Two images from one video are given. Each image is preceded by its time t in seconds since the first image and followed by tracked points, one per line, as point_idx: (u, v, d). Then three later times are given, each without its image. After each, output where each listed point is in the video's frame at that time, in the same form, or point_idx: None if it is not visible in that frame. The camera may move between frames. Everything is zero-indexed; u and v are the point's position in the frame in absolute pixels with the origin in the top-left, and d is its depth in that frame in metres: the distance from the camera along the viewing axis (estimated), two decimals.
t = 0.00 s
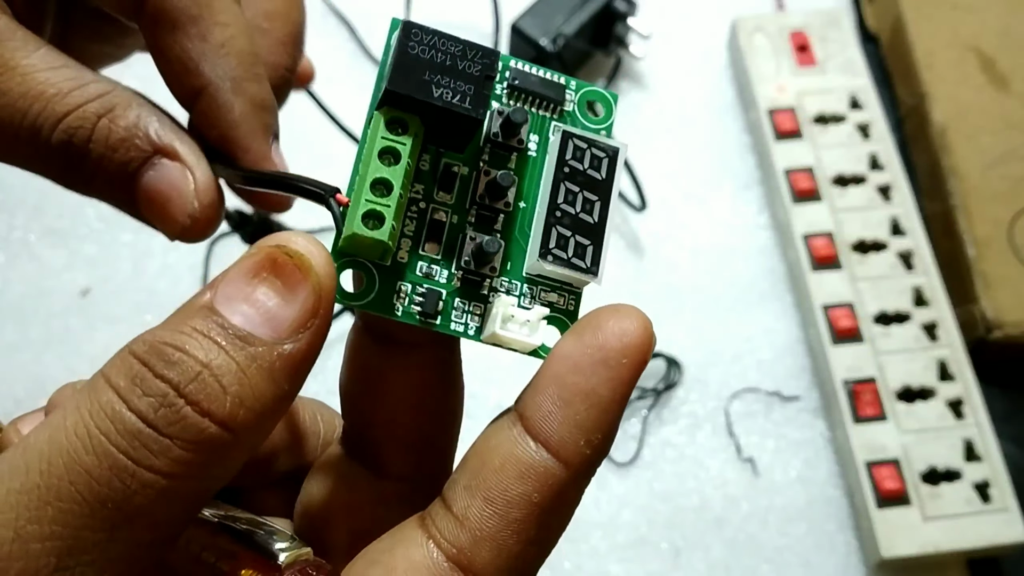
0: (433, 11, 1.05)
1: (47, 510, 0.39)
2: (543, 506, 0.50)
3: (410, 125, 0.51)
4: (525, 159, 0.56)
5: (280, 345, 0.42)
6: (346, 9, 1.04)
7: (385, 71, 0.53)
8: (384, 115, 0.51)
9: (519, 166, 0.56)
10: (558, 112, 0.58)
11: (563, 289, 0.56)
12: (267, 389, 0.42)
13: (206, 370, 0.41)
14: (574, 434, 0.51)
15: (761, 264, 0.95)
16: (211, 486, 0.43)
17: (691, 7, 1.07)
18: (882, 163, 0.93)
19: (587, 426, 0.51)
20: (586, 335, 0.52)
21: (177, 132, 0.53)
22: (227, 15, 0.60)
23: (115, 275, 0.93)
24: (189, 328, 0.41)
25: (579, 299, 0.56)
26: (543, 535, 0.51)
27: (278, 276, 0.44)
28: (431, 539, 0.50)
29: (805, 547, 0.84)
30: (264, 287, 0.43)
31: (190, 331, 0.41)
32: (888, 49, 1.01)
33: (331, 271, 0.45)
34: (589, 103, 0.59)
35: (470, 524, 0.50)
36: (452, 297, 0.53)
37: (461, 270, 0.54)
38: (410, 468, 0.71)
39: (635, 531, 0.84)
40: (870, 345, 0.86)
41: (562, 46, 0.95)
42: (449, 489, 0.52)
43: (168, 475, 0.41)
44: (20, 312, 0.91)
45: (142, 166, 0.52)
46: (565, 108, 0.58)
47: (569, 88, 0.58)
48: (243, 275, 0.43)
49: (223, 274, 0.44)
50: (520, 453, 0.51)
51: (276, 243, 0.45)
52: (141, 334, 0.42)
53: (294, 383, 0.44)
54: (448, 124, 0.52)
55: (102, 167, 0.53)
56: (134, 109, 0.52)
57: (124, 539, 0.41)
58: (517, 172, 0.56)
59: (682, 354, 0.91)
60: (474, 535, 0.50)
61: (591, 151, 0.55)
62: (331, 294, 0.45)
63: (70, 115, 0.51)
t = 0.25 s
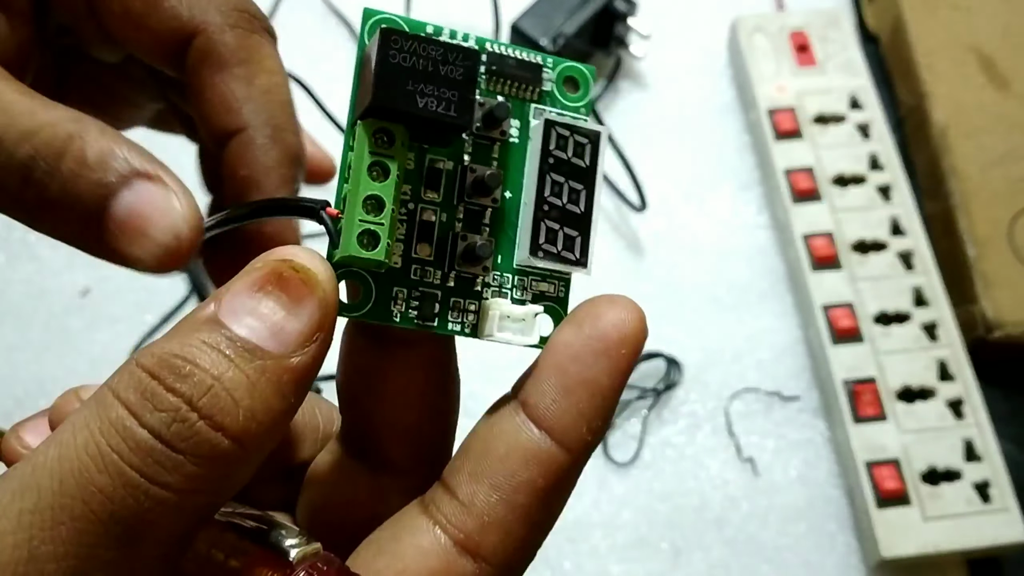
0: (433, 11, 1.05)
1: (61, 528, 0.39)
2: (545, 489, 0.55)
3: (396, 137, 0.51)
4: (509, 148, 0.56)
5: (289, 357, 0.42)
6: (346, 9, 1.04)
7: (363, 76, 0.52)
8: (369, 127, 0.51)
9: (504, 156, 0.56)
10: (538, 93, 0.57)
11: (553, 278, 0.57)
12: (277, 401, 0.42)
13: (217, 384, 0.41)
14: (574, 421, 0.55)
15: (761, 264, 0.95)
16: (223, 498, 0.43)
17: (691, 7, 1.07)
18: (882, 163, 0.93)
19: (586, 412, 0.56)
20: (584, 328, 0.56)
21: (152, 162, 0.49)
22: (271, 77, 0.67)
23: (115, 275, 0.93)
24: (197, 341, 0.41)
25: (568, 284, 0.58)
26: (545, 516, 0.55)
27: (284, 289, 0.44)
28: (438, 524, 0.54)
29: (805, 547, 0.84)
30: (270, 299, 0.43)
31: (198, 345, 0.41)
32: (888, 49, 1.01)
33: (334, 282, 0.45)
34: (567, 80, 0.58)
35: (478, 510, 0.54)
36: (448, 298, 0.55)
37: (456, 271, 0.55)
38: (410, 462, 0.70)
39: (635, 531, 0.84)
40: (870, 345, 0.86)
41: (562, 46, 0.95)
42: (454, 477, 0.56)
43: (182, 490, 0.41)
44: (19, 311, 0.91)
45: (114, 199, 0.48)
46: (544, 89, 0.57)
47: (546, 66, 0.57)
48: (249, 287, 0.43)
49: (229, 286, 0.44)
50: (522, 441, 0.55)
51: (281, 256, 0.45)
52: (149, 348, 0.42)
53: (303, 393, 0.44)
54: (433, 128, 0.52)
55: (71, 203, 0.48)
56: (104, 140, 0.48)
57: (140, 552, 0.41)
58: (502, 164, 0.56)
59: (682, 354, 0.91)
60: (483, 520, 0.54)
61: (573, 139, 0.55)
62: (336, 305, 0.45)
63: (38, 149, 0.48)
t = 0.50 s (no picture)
0: (434, 12, 1.05)
1: (68, 518, 0.39)
2: (535, 457, 0.61)
3: (398, 124, 0.52)
4: (471, 141, 0.59)
5: (290, 343, 0.42)
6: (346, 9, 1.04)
7: (353, 65, 0.52)
8: (376, 112, 0.51)
9: (467, 149, 0.59)
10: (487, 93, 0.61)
11: (515, 261, 0.61)
12: (279, 386, 0.42)
13: (220, 372, 0.41)
14: (556, 395, 0.63)
15: (761, 264, 0.95)
16: (226, 485, 0.43)
17: (691, 8, 1.07)
18: (882, 163, 0.93)
19: (565, 384, 0.63)
20: (559, 308, 0.64)
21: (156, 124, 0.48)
22: (237, 54, 0.60)
23: (115, 276, 0.93)
24: (199, 329, 0.41)
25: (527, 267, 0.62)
26: (535, 482, 0.62)
27: (286, 275, 0.44)
28: (440, 499, 0.60)
29: (805, 547, 0.84)
30: (272, 286, 0.43)
31: (200, 333, 0.41)
32: (888, 50, 1.01)
33: (336, 269, 0.45)
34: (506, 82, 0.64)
35: (477, 481, 0.60)
36: (434, 282, 0.56)
37: (440, 256, 0.56)
38: (400, 445, 0.71)
39: (636, 531, 0.84)
40: (870, 344, 0.86)
41: (562, 46, 0.95)
42: (449, 455, 0.62)
43: (186, 478, 0.41)
44: (19, 312, 0.91)
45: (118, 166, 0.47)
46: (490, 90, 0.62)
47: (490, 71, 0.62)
48: (250, 273, 0.43)
49: (231, 272, 0.43)
50: (510, 415, 0.62)
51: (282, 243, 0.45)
52: (151, 336, 0.42)
53: (305, 378, 0.44)
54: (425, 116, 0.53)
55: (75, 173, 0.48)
56: (104, 105, 0.47)
57: (146, 539, 0.41)
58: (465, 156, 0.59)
59: (682, 354, 0.91)
60: (482, 491, 0.60)
61: (527, 133, 0.60)
62: (338, 291, 0.45)
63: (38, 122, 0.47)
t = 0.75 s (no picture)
0: (433, 12, 1.05)
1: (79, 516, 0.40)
2: (528, 455, 0.62)
3: (393, 117, 0.53)
4: (434, 151, 0.60)
5: (297, 341, 0.42)
6: (346, 9, 1.04)
7: (337, 66, 0.53)
8: (376, 104, 0.51)
9: (432, 158, 0.60)
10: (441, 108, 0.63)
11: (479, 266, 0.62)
12: (287, 385, 0.42)
13: (226, 373, 0.40)
14: (542, 391, 0.63)
15: (761, 264, 0.95)
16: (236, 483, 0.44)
17: (691, 8, 1.07)
18: (882, 163, 0.93)
19: (550, 379, 0.63)
20: (534, 305, 0.64)
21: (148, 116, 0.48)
22: (224, 28, 0.59)
23: (115, 275, 0.93)
24: (205, 328, 0.41)
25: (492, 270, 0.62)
26: (529, 479, 0.62)
27: (294, 270, 0.43)
28: (439, 502, 0.60)
29: (805, 548, 0.84)
30: (280, 282, 0.42)
31: (206, 332, 0.41)
32: (888, 50, 1.01)
33: (348, 264, 0.44)
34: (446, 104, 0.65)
35: (473, 482, 0.61)
36: (425, 279, 0.56)
37: (427, 252, 0.56)
38: (393, 443, 0.71)
39: (635, 531, 0.84)
40: (870, 344, 0.86)
41: (562, 46, 0.95)
42: (444, 458, 0.62)
43: (194, 478, 0.41)
44: (19, 311, 0.92)
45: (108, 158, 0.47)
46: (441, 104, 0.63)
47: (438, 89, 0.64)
48: (256, 268, 0.42)
49: (237, 267, 0.43)
50: (501, 415, 0.62)
51: (291, 236, 0.44)
52: (158, 334, 0.42)
53: (314, 375, 0.44)
54: (411, 113, 0.55)
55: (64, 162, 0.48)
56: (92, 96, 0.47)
57: (157, 534, 0.42)
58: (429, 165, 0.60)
59: (681, 354, 0.91)
60: (479, 492, 0.60)
61: (483, 146, 0.62)
62: (349, 287, 0.44)
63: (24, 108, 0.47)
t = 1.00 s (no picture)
0: (433, 12, 1.05)
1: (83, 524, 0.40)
2: (520, 453, 0.62)
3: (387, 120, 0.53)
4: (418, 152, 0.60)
5: (296, 346, 0.42)
6: (346, 9, 1.04)
7: (329, 67, 0.52)
8: (371, 107, 0.51)
9: (418, 159, 0.59)
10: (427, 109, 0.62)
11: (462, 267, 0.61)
12: (287, 390, 0.42)
13: (226, 381, 0.40)
14: (532, 390, 0.63)
15: (761, 264, 0.95)
16: (236, 487, 0.44)
17: (691, 8, 1.07)
18: (882, 163, 0.93)
19: (537, 380, 0.63)
20: (520, 303, 0.63)
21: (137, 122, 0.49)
22: (213, 30, 0.59)
23: (115, 275, 0.93)
24: (204, 335, 0.41)
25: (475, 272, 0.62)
26: (522, 475, 0.63)
27: (291, 275, 0.43)
28: (434, 501, 0.61)
29: (804, 548, 0.84)
30: (277, 287, 0.42)
31: (204, 340, 0.41)
32: (888, 50, 1.01)
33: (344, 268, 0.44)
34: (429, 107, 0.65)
35: (467, 482, 0.61)
36: (416, 280, 0.56)
37: (417, 254, 0.56)
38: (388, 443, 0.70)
39: (635, 531, 0.84)
40: (870, 344, 0.86)
41: (562, 46, 0.95)
42: (437, 459, 0.62)
43: (196, 484, 0.41)
44: (20, 311, 0.92)
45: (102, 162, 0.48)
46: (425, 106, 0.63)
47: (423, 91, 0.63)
48: (253, 274, 0.42)
49: (234, 273, 0.43)
50: (492, 415, 0.62)
51: (286, 240, 0.44)
52: (157, 341, 0.41)
53: (313, 379, 0.44)
54: (402, 114, 0.54)
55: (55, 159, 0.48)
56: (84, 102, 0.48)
57: (160, 540, 0.42)
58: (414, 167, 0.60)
59: (681, 354, 0.91)
60: (474, 491, 0.61)
61: (467, 147, 0.61)
62: (347, 291, 0.44)
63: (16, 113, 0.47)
